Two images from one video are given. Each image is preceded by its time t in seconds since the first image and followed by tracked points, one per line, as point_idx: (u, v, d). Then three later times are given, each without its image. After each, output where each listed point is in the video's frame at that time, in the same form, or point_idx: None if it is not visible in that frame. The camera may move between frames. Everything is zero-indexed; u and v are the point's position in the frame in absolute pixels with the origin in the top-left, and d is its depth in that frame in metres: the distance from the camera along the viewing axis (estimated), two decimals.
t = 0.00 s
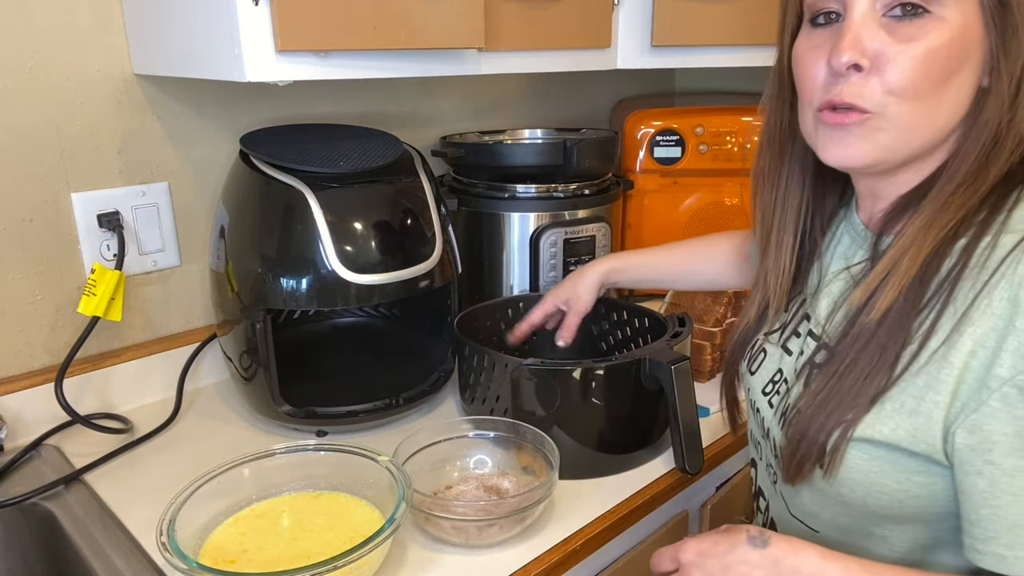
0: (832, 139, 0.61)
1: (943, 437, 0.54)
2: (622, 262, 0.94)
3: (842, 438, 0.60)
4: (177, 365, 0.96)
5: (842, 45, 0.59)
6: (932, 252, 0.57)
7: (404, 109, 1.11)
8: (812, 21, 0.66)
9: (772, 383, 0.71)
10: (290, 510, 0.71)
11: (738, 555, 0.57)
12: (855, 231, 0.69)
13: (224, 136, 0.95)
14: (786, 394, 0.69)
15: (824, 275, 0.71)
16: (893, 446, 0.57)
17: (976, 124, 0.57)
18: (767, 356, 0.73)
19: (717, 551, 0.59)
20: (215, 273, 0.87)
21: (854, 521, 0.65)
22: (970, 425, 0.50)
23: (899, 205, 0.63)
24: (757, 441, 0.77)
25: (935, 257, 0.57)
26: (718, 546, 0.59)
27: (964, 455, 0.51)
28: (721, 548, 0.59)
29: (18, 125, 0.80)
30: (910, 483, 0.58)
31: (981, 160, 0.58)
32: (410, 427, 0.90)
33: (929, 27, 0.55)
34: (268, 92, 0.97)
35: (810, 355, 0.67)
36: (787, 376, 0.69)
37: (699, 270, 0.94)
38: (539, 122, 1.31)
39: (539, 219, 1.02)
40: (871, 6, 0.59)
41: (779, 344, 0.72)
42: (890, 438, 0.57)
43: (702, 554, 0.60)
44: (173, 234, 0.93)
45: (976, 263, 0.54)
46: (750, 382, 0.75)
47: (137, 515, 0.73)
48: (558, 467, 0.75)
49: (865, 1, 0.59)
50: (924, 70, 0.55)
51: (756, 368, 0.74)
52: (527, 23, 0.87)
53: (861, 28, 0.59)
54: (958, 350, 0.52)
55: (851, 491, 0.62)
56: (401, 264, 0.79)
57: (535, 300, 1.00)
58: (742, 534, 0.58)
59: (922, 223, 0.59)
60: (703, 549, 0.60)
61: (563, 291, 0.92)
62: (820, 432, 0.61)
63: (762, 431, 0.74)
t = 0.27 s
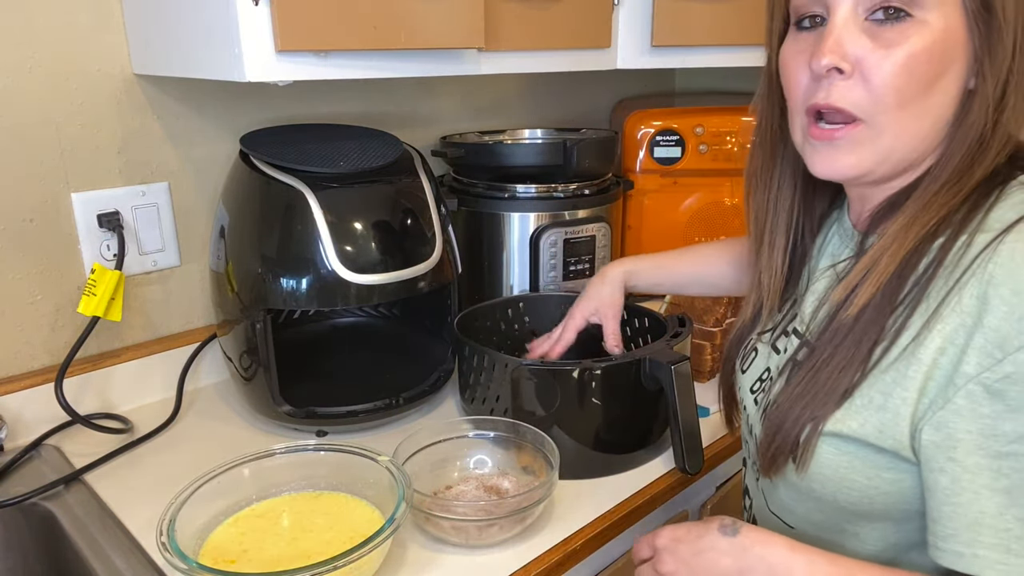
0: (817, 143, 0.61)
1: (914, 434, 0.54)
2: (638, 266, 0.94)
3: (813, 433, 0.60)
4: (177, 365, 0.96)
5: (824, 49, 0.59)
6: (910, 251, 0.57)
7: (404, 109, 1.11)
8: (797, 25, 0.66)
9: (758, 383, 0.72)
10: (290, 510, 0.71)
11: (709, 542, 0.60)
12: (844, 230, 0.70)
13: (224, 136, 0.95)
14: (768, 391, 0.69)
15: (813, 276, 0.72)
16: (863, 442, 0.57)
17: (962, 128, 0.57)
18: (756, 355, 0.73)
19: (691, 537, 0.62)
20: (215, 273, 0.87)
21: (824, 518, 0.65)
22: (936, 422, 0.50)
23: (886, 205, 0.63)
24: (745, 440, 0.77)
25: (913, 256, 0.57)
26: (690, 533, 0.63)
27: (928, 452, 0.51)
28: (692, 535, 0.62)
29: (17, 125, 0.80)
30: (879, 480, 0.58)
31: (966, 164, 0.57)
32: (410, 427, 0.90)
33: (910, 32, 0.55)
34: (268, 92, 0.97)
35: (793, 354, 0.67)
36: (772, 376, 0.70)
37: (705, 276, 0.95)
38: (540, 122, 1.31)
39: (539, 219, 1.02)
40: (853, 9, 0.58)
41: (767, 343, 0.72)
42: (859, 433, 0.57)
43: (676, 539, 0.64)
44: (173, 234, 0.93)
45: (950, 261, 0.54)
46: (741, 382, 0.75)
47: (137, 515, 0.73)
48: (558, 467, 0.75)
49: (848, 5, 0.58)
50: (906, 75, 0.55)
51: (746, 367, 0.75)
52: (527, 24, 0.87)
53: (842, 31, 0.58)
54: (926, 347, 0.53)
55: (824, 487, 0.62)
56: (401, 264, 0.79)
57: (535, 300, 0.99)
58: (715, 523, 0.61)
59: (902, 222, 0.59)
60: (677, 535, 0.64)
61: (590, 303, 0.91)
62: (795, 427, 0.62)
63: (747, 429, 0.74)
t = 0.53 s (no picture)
0: (810, 144, 0.61)
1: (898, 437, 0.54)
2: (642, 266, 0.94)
3: (803, 433, 0.61)
4: (177, 365, 0.96)
5: (817, 49, 0.59)
6: (899, 254, 0.57)
7: (404, 109, 1.11)
8: (791, 24, 0.66)
9: (751, 382, 0.72)
10: (290, 510, 0.71)
11: (697, 545, 0.61)
12: (838, 232, 0.71)
13: (224, 136, 0.95)
14: (760, 391, 0.69)
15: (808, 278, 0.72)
16: (851, 444, 0.57)
17: (954, 130, 0.57)
18: (750, 355, 0.74)
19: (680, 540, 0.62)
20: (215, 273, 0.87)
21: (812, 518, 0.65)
22: (921, 426, 0.51)
23: (879, 206, 0.63)
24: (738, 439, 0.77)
25: (902, 259, 0.57)
26: (679, 535, 0.63)
27: (915, 455, 0.51)
28: (681, 538, 0.62)
29: (17, 125, 0.80)
30: (866, 481, 0.58)
31: (958, 165, 0.57)
32: (410, 427, 0.90)
33: (901, 34, 0.54)
34: (268, 92, 0.97)
35: (784, 354, 0.67)
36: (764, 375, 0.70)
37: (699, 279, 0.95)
38: (540, 122, 1.31)
39: (539, 219, 1.02)
40: (844, 11, 0.58)
41: (761, 343, 0.73)
42: (848, 435, 0.57)
43: (665, 542, 0.64)
44: (173, 234, 0.93)
45: (939, 265, 0.54)
46: (735, 381, 0.75)
47: (137, 515, 0.73)
48: (557, 467, 0.75)
49: (840, 6, 0.58)
50: (898, 76, 0.55)
51: (740, 366, 0.75)
52: (527, 24, 0.87)
53: (833, 33, 0.58)
54: (913, 350, 0.53)
55: (812, 489, 0.62)
56: (400, 264, 0.79)
57: (536, 300, 0.99)
58: (704, 526, 0.62)
59: (891, 225, 0.59)
60: (666, 538, 0.64)
61: (590, 302, 0.91)
62: (786, 427, 0.62)
63: (740, 429, 0.75)
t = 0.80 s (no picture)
0: (808, 144, 0.61)
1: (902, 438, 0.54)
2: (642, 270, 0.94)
3: (806, 435, 0.61)
4: (177, 365, 0.96)
5: (813, 51, 0.59)
6: (899, 255, 0.57)
7: (404, 109, 1.11)
8: (789, 25, 0.66)
9: (752, 383, 0.72)
10: (290, 510, 0.71)
11: (698, 543, 0.61)
12: (838, 233, 0.71)
13: (224, 136, 0.95)
14: (762, 392, 0.69)
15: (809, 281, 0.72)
16: (853, 445, 0.57)
17: (951, 131, 0.57)
18: (750, 356, 0.74)
19: (680, 537, 0.63)
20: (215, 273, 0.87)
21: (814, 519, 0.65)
22: (923, 427, 0.50)
23: (879, 207, 0.63)
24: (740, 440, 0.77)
25: (903, 262, 0.57)
26: (681, 532, 0.63)
27: (917, 456, 0.51)
28: (682, 535, 0.63)
29: (17, 125, 0.80)
30: (869, 483, 0.58)
31: (955, 167, 0.57)
32: (410, 427, 0.91)
33: (897, 36, 0.54)
34: (268, 92, 0.97)
35: (785, 355, 0.67)
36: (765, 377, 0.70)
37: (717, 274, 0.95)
38: (540, 122, 1.31)
39: (539, 219, 1.02)
40: (840, 13, 0.59)
41: (761, 344, 0.73)
42: (850, 437, 0.57)
43: (665, 539, 0.64)
44: (173, 233, 0.93)
45: (939, 267, 0.54)
46: (737, 382, 0.75)
47: (137, 515, 0.73)
48: (557, 467, 0.75)
49: (835, 9, 0.59)
50: (894, 77, 0.55)
51: (741, 367, 0.75)
52: (527, 23, 0.87)
53: (828, 35, 0.59)
54: (915, 352, 0.53)
55: (815, 490, 0.62)
56: (400, 264, 0.79)
57: (535, 300, 0.99)
58: (705, 525, 0.62)
59: (891, 227, 0.59)
60: (666, 536, 0.64)
61: (584, 301, 0.92)
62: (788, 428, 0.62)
63: (743, 430, 0.75)
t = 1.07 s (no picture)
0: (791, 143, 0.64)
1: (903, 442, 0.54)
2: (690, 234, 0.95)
3: (807, 433, 0.61)
4: (177, 365, 0.96)
5: (784, 54, 0.62)
6: (909, 259, 0.56)
7: (404, 109, 1.11)
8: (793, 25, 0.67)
9: (765, 376, 0.73)
10: (290, 510, 0.71)
11: (697, 528, 0.61)
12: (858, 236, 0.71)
13: (224, 136, 0.95)
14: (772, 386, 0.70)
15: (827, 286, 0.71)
16: (853, 446, 0.58)
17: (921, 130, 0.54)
18: (766, 350, 0.74)
19: (680, 522, 0.62)
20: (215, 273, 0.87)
21: (813, 517, 0.66)
22: (922, 431, 0.51)
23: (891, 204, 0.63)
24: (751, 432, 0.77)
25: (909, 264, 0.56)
26: (680, 517, 0.63)
27: (915, 460, 0.51)
28: (682, 520, 0.62)
29: (16, 125, 0.80)
30: (868, 483, 0.58)
31: (943, 169, 0.54)
32: (410, 427, 0.91)
33: (851, 39, 0.55)
34: (267, 92, 0.97)
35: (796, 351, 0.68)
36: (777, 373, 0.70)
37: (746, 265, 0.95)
38: (540, 122, 1.31)
39: (539, 219, 1.02)
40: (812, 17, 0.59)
41: (778, 340, 0.73)
42: (850, 438, 0.58)
43: (665, 522, 0.64)
44: (173, 233, 0.93)
45: (947, 273, 0.54)
46: (748, 374, 0.76)
47: (137, 515, 0.73)
48: (557, 466, 0.75)
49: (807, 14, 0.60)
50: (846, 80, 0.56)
51: (755, 360, 0.76)
52: (527, 23, 0.87)
53: (799, 40, 0.61)
54: (918, 358, 0.53)
55: (815, 487, 0.63)
56: (401, 263, 0.79)
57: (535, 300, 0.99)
58: (705, 511, 0.62)
59: (893, 230, 0.58)
60: (665, 519, 0.64)
61: (614, 234, 0.94)
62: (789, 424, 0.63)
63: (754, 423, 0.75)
